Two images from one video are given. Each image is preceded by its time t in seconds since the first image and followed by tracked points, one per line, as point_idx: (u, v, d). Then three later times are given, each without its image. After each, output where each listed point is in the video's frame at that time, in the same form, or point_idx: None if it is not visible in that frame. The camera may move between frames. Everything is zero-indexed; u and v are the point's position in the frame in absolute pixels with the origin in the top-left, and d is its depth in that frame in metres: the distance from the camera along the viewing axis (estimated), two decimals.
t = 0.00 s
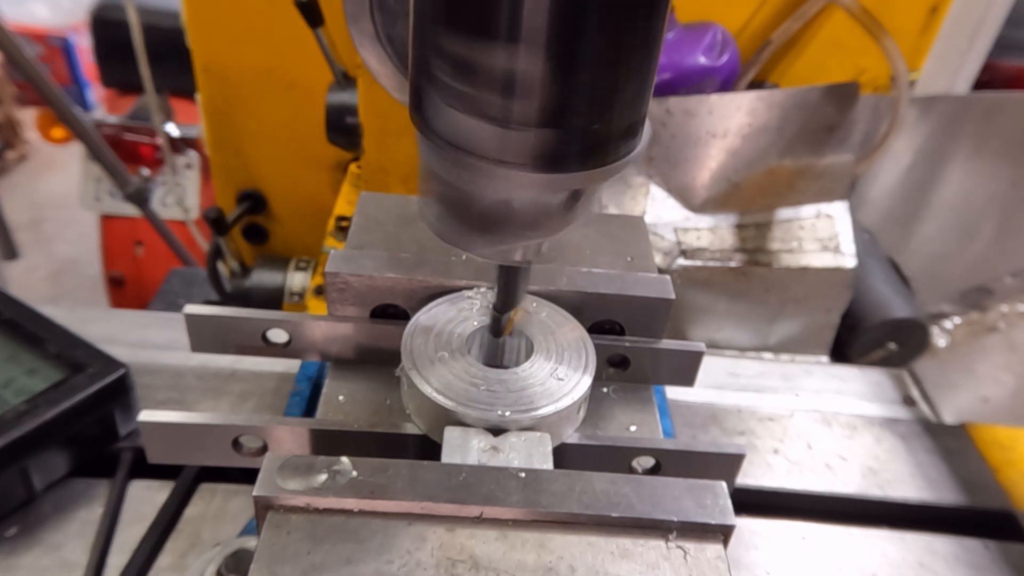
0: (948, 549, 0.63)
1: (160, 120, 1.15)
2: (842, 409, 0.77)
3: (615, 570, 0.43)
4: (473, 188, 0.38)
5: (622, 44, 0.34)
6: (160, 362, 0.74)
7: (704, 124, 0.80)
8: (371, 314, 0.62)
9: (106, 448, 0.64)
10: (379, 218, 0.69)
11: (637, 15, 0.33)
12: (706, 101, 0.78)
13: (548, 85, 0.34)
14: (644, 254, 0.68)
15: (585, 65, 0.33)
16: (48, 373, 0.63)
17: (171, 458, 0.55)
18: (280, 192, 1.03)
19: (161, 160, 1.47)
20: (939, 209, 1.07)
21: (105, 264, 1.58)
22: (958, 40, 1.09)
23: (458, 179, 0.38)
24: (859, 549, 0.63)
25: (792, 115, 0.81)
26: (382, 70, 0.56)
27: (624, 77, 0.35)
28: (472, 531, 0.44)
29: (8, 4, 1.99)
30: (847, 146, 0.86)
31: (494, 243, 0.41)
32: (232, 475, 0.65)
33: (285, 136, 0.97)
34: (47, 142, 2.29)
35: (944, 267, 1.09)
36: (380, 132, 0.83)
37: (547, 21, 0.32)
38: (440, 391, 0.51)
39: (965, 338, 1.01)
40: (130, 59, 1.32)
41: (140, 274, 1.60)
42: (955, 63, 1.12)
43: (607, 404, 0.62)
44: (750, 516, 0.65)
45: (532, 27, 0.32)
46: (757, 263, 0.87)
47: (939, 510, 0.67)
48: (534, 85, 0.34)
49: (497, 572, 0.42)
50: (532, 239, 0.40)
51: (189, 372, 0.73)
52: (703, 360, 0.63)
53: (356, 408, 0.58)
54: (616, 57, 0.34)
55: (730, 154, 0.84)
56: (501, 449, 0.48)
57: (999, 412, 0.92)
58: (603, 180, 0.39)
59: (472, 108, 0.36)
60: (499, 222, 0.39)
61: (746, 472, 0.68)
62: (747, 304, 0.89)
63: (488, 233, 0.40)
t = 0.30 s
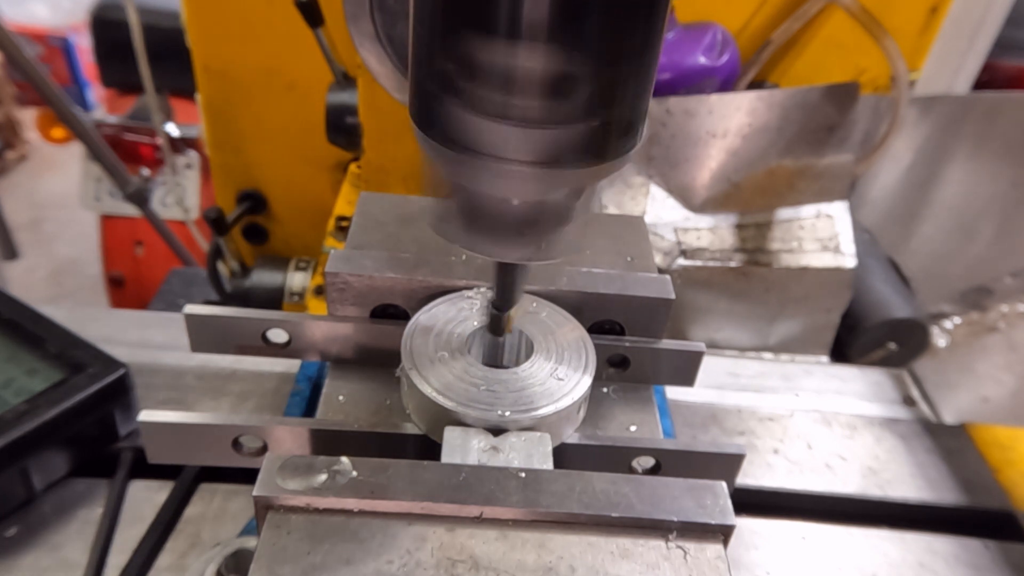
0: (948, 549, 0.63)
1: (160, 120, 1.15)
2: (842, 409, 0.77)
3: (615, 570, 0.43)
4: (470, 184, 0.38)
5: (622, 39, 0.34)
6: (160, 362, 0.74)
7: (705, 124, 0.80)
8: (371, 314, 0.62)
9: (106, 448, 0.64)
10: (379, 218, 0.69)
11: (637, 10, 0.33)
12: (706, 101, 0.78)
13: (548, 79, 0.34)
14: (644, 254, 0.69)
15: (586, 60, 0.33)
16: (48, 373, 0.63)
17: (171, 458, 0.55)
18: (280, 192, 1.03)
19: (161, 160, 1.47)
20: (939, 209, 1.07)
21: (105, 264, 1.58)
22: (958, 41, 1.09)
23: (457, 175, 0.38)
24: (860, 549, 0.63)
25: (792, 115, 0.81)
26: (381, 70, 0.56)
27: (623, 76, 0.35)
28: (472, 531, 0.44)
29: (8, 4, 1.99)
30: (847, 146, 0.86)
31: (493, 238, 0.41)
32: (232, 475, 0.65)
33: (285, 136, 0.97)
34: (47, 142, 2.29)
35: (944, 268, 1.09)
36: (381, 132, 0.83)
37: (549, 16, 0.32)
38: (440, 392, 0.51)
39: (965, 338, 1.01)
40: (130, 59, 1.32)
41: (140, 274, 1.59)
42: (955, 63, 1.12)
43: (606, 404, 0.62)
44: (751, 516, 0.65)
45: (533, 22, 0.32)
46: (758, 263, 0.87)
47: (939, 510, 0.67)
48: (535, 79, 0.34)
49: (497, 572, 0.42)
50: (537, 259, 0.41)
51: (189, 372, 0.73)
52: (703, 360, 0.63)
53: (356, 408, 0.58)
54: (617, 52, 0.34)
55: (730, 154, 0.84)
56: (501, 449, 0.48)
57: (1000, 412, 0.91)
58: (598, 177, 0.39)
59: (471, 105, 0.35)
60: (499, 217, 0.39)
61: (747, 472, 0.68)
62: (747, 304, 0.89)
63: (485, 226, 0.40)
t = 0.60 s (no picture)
0: (948, 549, 0.63)
1: (160, 120, 1.15)
2: (842, 409, 0.77)
3: (615, 570, 0.43)
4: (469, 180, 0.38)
5: (622, 36, 0.33)
6: (160, 362, 0.74)
7: (705, 123, 0.80)
8: (371, 314, 0.62)
9: (106, 448, 0.64)
10: (379, 218, 0.69)
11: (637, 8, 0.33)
12: (706, 101, 0.78)
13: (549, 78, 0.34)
14: (644, 254, 0.69)
15: (586, 57, 0.33)
16: (48, 373, 0.63)
17: (171, 458, 0.55)
18: (280, 192, 1.03)
19: (161, 160, 1.47)
20: (939, 209, 1.07)
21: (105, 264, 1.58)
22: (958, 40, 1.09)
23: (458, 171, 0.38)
24: (860, 549, 0.63)
25: (792, 115, 0.81)
26: (381, 70, 0.56)
27: (624, 74, 0.35)
28: (472, 531, 0.44)
29: (8, 4, 1.99)
30: (847, 146, 0.86)
31: (492, 234, 0.41)
32: (232, 475, 0.65)
33: (285, 136, 0.97)
34: (47, 142, 2.29)
35: (944, 268, 1.09)
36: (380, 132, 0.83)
37: (548, 14, 0.32)
38: (440, 392, 0.51)
39: (965, 338, 1.00)
40: (130, 59, 1.32)
41: (140, 274, 1.59)
42: (955, 63, 1.12)
43: (606, 404, 0.62)
44: (751, 516, 0.65)
45: (533, 21, 0.32)
46: (758, 263, 0.87)
47: (939, 510, 0.67)
48: (535, 77, 0.34)
49: (497, 572, 0.42)
50: (540, 255, 0.42)
51: (189, 372, 0.73)
52: (703, 360, 0.63)
53: (356, 408, 0.58)
54: (617, 49, 0.34)
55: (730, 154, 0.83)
56: (501, 449, 0.48)
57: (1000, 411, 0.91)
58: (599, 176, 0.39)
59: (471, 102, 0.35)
60: (499, 213, 0.40)
61: (746, 472, 0.68)
62: (747, 304, 0.89)
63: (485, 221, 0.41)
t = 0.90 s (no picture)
0: (948, 549, 0.63)
1: (160, 120, 1.15)
2: (842, 409, 0.77)
3: (615, 570, 0.43)
4: (467, 180, 0.38)
5: (621, 35, 0.34)
6: (160, 362, 0.74)
7: (704, 124, 0.80)
8: (371, 314, 0.62)
9: (106, 448, 0.64)
10: (379, 218, 0.69)
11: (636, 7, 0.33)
12: (706, 101, 0.78)
13: (549, 80, 0.34)
14: (644, 254, 0.69)
15: (586, 55, 0.33)
16: (49, 373, 0.63)
17: (171, 458, 0.55)
18: (280, 192, 1.03)
19: (161, 159, 1.47)
20: (939, 208, 1.08)
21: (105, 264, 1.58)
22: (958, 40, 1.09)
23: (456, 170, 0.38)
24: (859, 549, 0.63)
25: (792, 115, 0.81)
26: (381, 70, 0.56)
27: (623, 72, 0.35)
28: (472, 531, 0.44)
29: (8, 4, 1.99)
30: (847, 146, 0.86)
31: (491, 235, 0.41)
32: (232, 475, 0.65)
33: (285, 135, 0.97)
34: (47, 142, 2.29)
35: (944, 267, 1.09)
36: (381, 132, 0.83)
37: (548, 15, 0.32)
38: (440, 391, 0.51)
39: (965, 338, 1.00)
40: (130, 59, 1.32)
41: (140, 274, 1.59)
42: (956, 63, 1.12)
43: (606, 404, 0.62)
44: (751, 516, 0.65)
45: (533, 20, 0.32)
46: (758, 263, 0.87)
47: (939, 510, 0.67)
48: (535, 79, 0.34)
49: (497, 572, 0.42)
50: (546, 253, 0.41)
51: (189, 372, 0.73)
52: (703, 360, 0.63)
53: (356, 408, 0.58)
54: (616, 47, 0.34)
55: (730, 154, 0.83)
56: (501, 449, 0.48)
57: (1000, 412, 0.91)
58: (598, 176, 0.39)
59: (471, 101, 0.35)
60: (495, 217, 0.39)
61: (746, 472, 0.68)
62: (747, 304, 0.89)
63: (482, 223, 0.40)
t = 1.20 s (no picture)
0: (948, 549, 0.63)
1: (160, 120, 1.15)
2: (842, 409, 0.77)
3: (615, 570, 0.43)
4: (464, 182, 0.38)
5: (621, 33, 0.34)
6: (160, 362, 0.74)
7: (704, 124, 0.80)
8: (371, 314, 0.62)
9: (106, 448, 0.64)
10: (379, 218, 0.69)
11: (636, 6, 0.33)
12: (706, 101, 0.78)
13: (549, 79, 0.34)
14: (644, 254, 0.69)
15: (586, 54, 0.34)
16: (49, 373, 0.63)
17: (171, 458, 0.55)
18: (280, 191, 1.03)
19: (161, 159, 1.47)
20: (940, 209, 1.07)
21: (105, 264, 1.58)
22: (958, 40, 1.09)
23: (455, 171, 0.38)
24: (859, 549, 0.63)
25: (792, 115, 0.81)
26: (381, 70, 0.56)
27: (622, 70, 0.35)
28: (472, 531, 0.44)
29: (8, 4, 1.99)
30: (847, 146, 0.86)
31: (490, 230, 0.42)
32: (232, 475, 0.65)
33: (285, 135, 0.97)
34: (47, 142, 2.29)
35: (944, 267, 1.09)
36: (381, 132, 0.83)
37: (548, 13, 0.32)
38: (440, 391, 0.51)
39: (965, 338, 1.01)
40: (129, 59, 1.32)
41: (140, 274, 1.59)
42: (956, 63, 1.12)
43: (607, 404, 0.62)
44: (751, 516, 0.65)
45: (534, 19, 0.32)
46: (758, 263, 0.87)
47: (939, 510, 0.67)
48: (536, 78, 0.34)
49: (497, 572, 0.42)
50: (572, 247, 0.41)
51: (189, 372, 0.73)
52: (703, 360, 0.63)
53: (356, 408, 0.58)
54: (616, 46, 0.34)
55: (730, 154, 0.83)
56: (501, 449, 0.48)
57: (1000, 411, 0.91)
58: (597, 173, 0.39)
59: (471, 100, 0.35)
60: (494, 218, 0.39)
61: (746, 472, 0.68)
62: (746, 304, 0.90)
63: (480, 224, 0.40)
